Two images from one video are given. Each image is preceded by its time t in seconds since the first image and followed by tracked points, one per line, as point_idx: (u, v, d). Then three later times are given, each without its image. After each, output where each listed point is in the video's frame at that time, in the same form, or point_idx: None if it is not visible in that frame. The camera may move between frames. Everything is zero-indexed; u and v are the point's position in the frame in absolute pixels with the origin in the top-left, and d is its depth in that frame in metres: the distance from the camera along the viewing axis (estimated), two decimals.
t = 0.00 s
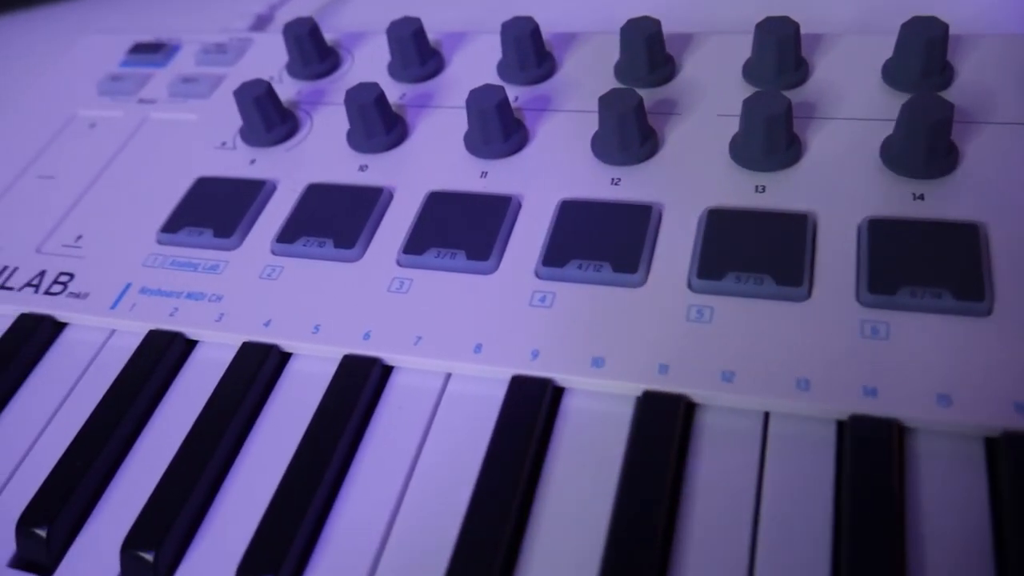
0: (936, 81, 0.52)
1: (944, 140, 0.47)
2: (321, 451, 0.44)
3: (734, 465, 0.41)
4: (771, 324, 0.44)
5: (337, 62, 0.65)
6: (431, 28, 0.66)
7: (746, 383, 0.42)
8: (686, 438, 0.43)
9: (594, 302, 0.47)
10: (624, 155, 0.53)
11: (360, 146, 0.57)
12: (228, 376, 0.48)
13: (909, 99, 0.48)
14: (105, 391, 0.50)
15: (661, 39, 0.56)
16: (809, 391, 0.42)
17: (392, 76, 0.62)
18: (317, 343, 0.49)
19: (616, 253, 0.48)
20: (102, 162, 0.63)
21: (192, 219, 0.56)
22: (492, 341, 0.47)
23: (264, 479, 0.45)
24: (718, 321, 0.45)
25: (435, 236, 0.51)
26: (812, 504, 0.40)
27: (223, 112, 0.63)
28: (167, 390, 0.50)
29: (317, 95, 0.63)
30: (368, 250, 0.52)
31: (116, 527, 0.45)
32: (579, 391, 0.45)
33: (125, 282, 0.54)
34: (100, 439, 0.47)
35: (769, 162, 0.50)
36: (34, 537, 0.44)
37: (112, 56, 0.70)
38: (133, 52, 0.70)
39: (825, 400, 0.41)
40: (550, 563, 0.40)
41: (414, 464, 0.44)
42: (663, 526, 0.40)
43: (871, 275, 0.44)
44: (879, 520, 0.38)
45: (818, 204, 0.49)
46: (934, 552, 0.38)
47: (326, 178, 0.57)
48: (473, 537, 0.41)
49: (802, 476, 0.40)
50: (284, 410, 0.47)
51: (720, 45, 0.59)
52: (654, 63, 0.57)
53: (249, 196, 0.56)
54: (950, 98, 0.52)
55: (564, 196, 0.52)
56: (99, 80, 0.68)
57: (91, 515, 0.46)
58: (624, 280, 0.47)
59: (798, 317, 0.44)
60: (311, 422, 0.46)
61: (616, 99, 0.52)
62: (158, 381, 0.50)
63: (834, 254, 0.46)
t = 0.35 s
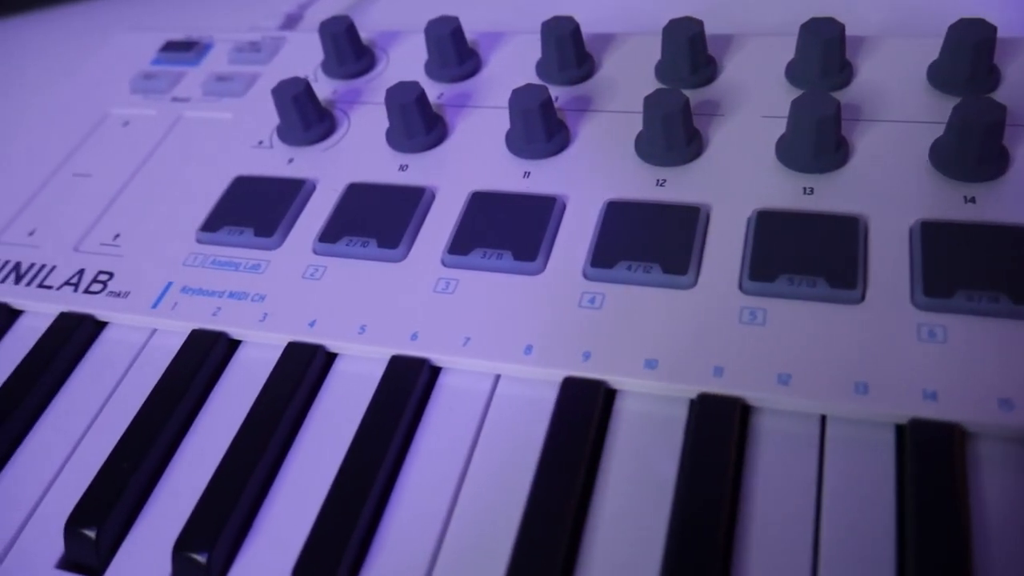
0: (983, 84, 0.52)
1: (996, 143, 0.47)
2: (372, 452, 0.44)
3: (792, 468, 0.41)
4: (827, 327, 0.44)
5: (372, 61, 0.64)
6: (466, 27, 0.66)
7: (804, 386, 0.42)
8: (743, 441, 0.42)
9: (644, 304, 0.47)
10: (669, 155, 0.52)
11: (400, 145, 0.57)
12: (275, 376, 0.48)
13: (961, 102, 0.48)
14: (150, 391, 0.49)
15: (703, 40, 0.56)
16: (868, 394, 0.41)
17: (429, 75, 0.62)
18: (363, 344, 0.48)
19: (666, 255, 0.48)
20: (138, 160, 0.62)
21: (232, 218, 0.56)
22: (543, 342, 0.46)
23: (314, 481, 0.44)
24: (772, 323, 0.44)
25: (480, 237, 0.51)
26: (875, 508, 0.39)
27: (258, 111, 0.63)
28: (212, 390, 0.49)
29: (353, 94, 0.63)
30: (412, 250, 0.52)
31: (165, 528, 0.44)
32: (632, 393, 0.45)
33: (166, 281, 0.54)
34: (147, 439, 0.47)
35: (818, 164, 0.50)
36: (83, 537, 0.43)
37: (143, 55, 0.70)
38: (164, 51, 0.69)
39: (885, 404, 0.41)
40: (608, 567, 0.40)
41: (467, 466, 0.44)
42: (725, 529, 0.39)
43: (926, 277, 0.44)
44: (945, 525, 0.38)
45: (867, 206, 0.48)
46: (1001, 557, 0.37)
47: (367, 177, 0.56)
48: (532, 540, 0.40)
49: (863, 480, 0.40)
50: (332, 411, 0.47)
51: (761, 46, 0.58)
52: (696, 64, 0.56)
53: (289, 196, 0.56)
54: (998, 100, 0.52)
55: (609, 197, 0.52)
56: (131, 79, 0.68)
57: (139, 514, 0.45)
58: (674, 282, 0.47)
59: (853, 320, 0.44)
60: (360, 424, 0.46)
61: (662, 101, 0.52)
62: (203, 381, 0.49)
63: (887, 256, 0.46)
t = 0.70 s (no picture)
0: None
1: None
2: (438, 452, 0.44)
3: (864, 470, 0.41)
4: (894, 329, 0.44)
5: (418, 61, 0.64)
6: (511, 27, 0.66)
7: (873, 389, 0.42)
8: (813, 443, 0.42)
9: (707, 305, 0.47)
10: (726, 156, 0.52)
11: (451, 145, 0.57)
12: (334, 376, 0.48)
13: None
14: (209, 390, 0.49)
15: (756, 41, 0.56)
16: (939, 397, 0.41)
17: (477, 75, 0.62)
18: (423, 344, 0.48)
19: (727, 256, 0.48)
20: (184, 159, 0.62)
21: (283, 217, 0.55)
22: (606, 344, 0.46)
23: (379, 480, 0.44)
24: (838, 325, 0.44)
25: (537, 237, 0.51)
26: (949, 513, 0.39)
27: (305, 110, 0.63)
28: (269, 389, 0.49)
29: (399, 93, 0.63)
30: (468, 250, 0.52)
31: (229, 527, 0.44)
32: (698, 394, 0.44)
33: (220, 280, 0.53)
34: (209, 437, 0.46)
35: (878, 166, 0.50)
36: (149, 536, 0.43)
37: (185, 54, 0.70)
38: (206, 49, 0.69)
39: (957, 407, 0.41)
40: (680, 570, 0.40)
41: (533, 467, 0.44)
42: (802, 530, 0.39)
43: (993, 280, 0.44)
44: None
45: (928, 207, 0.48)
46: None
47: (418, 177, 0.56)
48: (605, 541, 0.40)
49: (936, 484, 0.40)
50: (393, 411, 0.47)
51: (812, 47, 0.58)
52: (748, 64, 0.56)
53: (341, 195, 0.56)
54: None
55: (666, 198, 0.52)
56: (174, 77, 0.68)
57: (202, 513, 0.45)
58: (737, 284, 0.47)
59: (921, 323, 0.44)
60: (424, 424, 0.46)
61: (720, 102, 0.52)
62: (261, 380, 0.49)
63: (952, 258, 0.46)
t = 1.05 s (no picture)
0: None
1: None
2: (502, 455, 0.44)
3: (937, 475, 0.41)
4: (964, 333, 0.43)
5: (464, 60, 0.64)
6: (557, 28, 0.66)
7: (945, 393, 0.42)
8: (885, 447, 0.42)
9: (771, 307, 0.46)
10: (784, 158, 0.52)
11: (503, 145, 0.57)
12: (394, 377, 0.47)
13: None
14: (266, 391, 0.49)
15: (811, 42, 0.56)
16: (1013, 402, 0.41)
17: (525, 75, 0.61)
18: (483, 345, 0.48)
19: (790, 258, 0.47)
20: (231, 158, 0.62)
21: (335, 217, 0.55)
22: (669, 346, 0.46)
23: (442, 483, 0.44)
24: (906, 329, 0.44)
25: (595, 238, 0.50)
26: None
27: (351, 110, 0.63)
28: (326, 391, 0.49)
29: (447, 93, 0.62)
30: (524, 251, 0.51)
31: (292, 529, 0.44)
32: (764, 397, 0.44)
33: (272, 280, 0.53)
34: (269, 438, 0.46)
35: (939, 168, 0.49)
36: (212, 538, 0.43)
37: (228, 54, 0.70)
38: (248, 48, 0.69)
39: None
40: (753, 575, 0.39)
41: (598, 470, 0.43)
42: (878, 536, 0.39)
43: None
44: None
45: (993, 210, 0.48)
46: None
47: (470, 177, 0.56)
48: (677, 544, 0.40)
49: (1012, 489, 0.40)
50: (453, 413, 0.47)
51: (866, 48, 0.58)
52: (803, 65, 0.56)
53: (393, 195, 0.55)
54: None
55: (724, 199, 0.51)
56: (217, 77, 0.68)
57: (263, 515, 0.45)
58: (801, 286, 0.46)
59: (991, 327, 0.43)
60: (486, 426, 0.45)
61: (777, 104, 0.51)
62: (318, 381, 0.49)
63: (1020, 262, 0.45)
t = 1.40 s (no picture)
0: None
1: None
2: (546, 462, 0.43)
3: (990, 483, 0.40)
4: (1014, 339, 0.43)
5: (495, 63, 0.64)
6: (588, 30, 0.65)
7: (997, 400, 0.41)
8: (936, 454, 0.41)
9: (815, 312, 0.46)
10: (825, 161, 0.51)
11: (538, 148, 0.56)
12: (434, 383, 0.47)
13: None
14: (304, 397, 0.48)
15: (849, 44, 0.55)
16: None
17: (558, 77, 0.61)
18: (523, 351, 0.47)
19: (833, 262, 0.47)
20: (261, 161, 0.61)
21: (370, 221, 0.55)
22: (713, 352, 0.45)
23: (486, 490, 0.44)
24: (954, 334, 0.43)
25: (634, 242, 0.50)
26: None
27: (382, 112, 0.62)
28: (365, 397, 0.48)
29: (478, 95, 0.62)
30: (562, 255, 0.51)
31: (335, 537, 0.43)
32: (811, 404, 0.44)
33: (307, 285, 0.53)
34: (309, 445, 0.46)
35: (982, 171, 0.49)
36: (255, 547, 0.43)
37: (256, 56, 0.69)
38: (276, 51, 0.69)
39: None
40: None
41: (643, 477, 0.43)
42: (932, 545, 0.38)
43: None
44: None
45: None
46: None
47: (505, 181, 0.56)
48: (728, 551, 0.39)
49: None
50: (494, 420, 0.46)
51: (903, 50, 0.57)
52: (841, 67, 0.55)
53: (427, 199, 0.55)
54: None
55: (763, 203, 0.51)
56: (246, 79, 0.67)
57: (305, 523, 0.44)
58: (845, 291, 0.46)
59: None
60: (529, 432, 0.45)
61: (818, 107, 0.51)
62: (356, 387, 0.48)
63: None
